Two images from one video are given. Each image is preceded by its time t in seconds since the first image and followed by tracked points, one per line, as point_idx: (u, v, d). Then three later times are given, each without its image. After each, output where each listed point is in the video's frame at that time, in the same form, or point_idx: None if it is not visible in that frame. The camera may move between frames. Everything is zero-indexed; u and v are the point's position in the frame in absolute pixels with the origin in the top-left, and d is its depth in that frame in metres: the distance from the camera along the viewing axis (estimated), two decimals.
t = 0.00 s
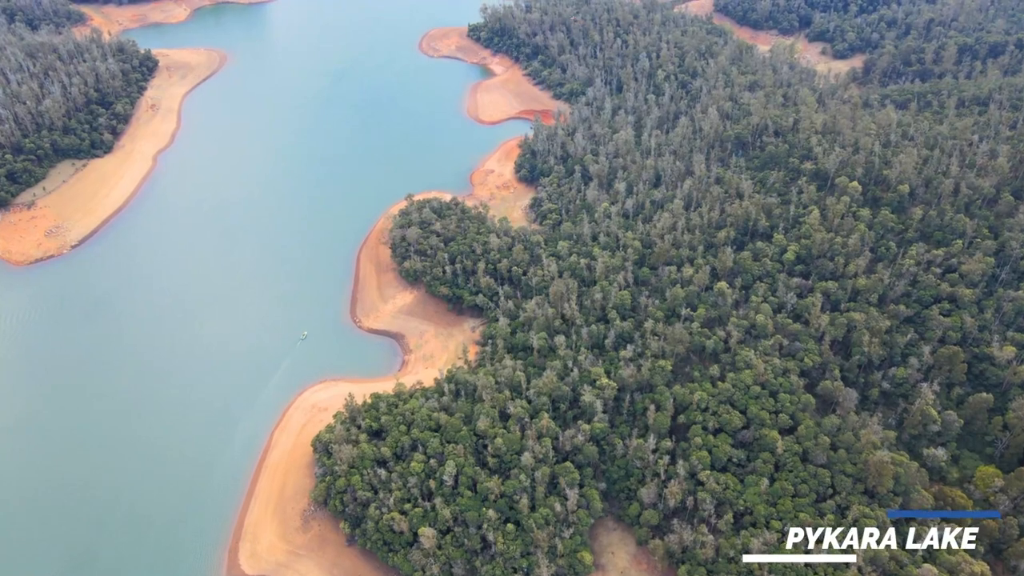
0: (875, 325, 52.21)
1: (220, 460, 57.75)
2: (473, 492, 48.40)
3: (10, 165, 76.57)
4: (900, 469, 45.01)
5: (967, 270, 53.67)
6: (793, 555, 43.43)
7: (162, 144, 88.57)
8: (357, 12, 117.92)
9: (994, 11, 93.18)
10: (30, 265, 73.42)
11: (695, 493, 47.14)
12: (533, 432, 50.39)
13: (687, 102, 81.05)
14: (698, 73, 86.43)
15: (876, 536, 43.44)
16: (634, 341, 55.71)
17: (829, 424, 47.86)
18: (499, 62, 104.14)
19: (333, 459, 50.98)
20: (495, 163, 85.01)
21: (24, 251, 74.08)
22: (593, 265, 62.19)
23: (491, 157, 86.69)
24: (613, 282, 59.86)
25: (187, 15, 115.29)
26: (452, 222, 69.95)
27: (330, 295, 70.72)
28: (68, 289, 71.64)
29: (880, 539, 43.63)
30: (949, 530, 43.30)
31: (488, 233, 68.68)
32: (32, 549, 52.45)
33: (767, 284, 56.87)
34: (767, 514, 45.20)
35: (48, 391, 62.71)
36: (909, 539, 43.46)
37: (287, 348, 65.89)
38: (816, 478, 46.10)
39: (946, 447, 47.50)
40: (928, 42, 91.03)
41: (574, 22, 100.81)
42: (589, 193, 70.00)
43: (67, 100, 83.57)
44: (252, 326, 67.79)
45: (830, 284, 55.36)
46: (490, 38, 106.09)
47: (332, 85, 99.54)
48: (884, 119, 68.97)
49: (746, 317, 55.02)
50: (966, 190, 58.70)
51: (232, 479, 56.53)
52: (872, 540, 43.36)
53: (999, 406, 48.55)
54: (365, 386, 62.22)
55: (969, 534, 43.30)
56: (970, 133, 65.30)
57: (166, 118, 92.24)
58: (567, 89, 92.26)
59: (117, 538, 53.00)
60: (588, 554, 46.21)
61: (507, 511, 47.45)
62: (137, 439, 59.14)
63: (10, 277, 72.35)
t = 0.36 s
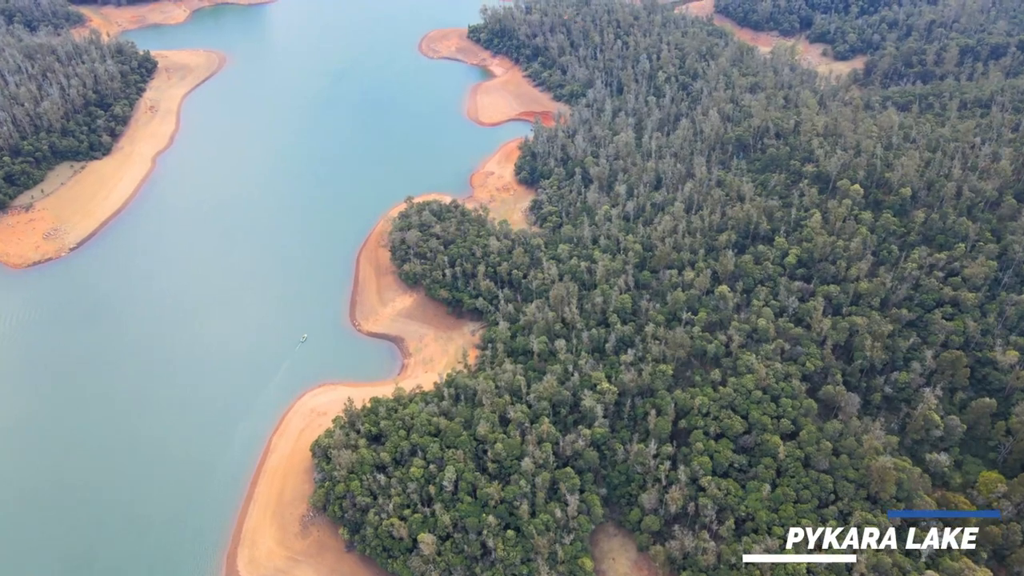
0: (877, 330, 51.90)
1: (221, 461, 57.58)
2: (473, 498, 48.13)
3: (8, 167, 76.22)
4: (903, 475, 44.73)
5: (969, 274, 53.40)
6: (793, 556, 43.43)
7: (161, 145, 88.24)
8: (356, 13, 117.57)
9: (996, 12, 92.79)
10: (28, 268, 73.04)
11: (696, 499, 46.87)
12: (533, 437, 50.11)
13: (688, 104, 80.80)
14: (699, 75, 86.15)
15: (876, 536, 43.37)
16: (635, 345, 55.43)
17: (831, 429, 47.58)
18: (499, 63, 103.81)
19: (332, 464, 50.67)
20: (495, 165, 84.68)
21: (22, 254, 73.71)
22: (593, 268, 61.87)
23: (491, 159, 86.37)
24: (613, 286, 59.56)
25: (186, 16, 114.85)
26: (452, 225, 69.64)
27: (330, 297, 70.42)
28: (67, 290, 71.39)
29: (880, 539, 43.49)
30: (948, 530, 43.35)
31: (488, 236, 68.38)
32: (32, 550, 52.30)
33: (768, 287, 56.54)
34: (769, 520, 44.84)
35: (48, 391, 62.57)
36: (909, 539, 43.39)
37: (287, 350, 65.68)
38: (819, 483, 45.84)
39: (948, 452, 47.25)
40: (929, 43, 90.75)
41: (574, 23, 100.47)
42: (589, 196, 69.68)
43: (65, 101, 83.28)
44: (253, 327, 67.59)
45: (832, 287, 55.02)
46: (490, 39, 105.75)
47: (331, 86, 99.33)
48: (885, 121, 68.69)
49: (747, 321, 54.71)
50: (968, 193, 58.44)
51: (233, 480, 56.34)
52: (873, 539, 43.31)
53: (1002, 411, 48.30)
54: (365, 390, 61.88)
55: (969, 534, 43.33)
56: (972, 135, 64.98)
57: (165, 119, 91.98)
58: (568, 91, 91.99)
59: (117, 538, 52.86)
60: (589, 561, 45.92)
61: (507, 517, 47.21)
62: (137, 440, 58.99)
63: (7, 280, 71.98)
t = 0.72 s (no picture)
0: (880, 343, 51.41)
1: (221, 471, 57.33)
2: (473, 514, 47.65)
3: (7, 178, 75.93)
4: (907, 491, 44.42)
5: (972, 286, 52.99)
6: (792, 556, 43.63)
7: (160, 156, 87.98)
8: (357, 23, 117.68)
9: (996, 22, 92.67)
10: (25, 280, 72.66)
11: (698, 515, 46.37)
12: (533, 452, 49.64)
13: (688, 115, 80.66)
14: (699, 86, 86.02)
15: (876, 536, 43.61)
16: (636, 359, 55.06)
17: (835, 444, 47.09)
18: (499, 73, 103.78)
19: (330, 480, 50.17)
20: (495, 176, 84.43)
21: (20, 266, 73.36)
22: (594, 280, 61.52)
23: (491, 170, 86.14)
24: (614, 298, 59.17)
25: (187, 26, 114.65)
26: (451, 237, 69.30)
27: (329, 309, 70.07)
28: (66, 301, 71.13)
29: (880, 539, 43.73)
30: (948, 530, 43.23)
31: (488, 247, 68.06)
32: (32, 551, 52.48)
33: (770, 300, 56.10)
34: (773, 537, 44.27)
35: (48, 398, 62.57)
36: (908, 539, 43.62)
37: (287, 361, 65.34)
38: (822, 499, 45.35)
39: (953, 467, 46.73)
40: (930, 54, 90.65)
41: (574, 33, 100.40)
42: (589, 207, 69.37)
43: (65, 112, 83.11)
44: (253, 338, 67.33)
45: (834, 300, 54.56)
46: (490, 49, 105.68)
47: (332, 96, 99.33)
48: (887, 133, 68.44)
49: (749, 334, 54.28)
50: (971, 205, 58.10)
51: (232, 491, 56.05)
52: (872, 539, 43.57)
53: (1007, 426, 47.81)
54: (364, 404, 61.42)
55: (969, 534, 43.13)
56: (974, 146, 64.70)
57: (165, 129, 91.84)
58: (568, 101, 91.90)
59: (117, 542, 52.86)
60: None
61: (508, 534, 46.70)
62: (137, 445, 59.03)
63: (5, 291, 71.66)
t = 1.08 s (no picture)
0: (883, 361, 50.97)
1: (222, 481, 57.30)
2: (472, 535, 47.06)
3: (6, 193, 75.71)
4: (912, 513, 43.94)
5: (975, 304, 52.61)
6: (793, 555, 43.65)
7: (160, 172, 87.92)
8: (357, 39, 118.03)
9: (995, 38, 92.78)
10: (22, 296, 72.19)
11: (701, 536, 45.66)
12: (533, 471, 49.12)
13: (688, 130, 80.66)
14: (699, 101, 86.07)
15: (876, 536, 43.85)
16: (637, 377, 54.63)
17: (839, 463, 46.55)
18: (499, 89, 103.97)
19: (328, 500, 49.63)
20: (495, 192, 84.29)
21: (17, 282, 72.90)
22: (594, 297, 61.19)
23: (490, 185, 86.06)
24: (614, 315, 58.81)
25: (187, 41, 114.86)
26: (451, 253, 69.04)
27: (329, 324, 69.84)
28: (65, 315, 70.90)
29: (880, 539, 43.91)
30: (947, 530, 43.38)
31: (488, 263, 67.79)
32: (32, 551, 52.72)
33: (772, 317, 55.72)
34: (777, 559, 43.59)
35: (50, 406, 62.67)
36: (909, 539, 43.45)
37: (288, 375, 65.18)
38: (826, 520, 44.73)
39: (958, 487, 46.18)
40: (929, 69, 90.79)
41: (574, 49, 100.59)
42: (589, 223, 69.17)
43: (65, 128, 83.02)
44: (253, 350, 67.25)
45: (837, 317, 54.17)
46: (490, 64, 105.89)
47: (332, 111, 99.54)
48: (887, 149, 68.32)
49: (751, 351, 53.84)
50: (973, 221, 57.85)
51: (232, 500, 56.11)
52: (872, 539, 43.80)
53: (1012, 445, 47.26)
54: (363, 421, 60.97)
55: (969, 534, 43.28)
56: (975, 162, 64.54)
57: (165, 145, 91.90)
58: (568, 117, 91.98)
59: (117, 544, 53.11)
60: None
61: (507, 555, 46.08)
62: (138, 450, 59.29)
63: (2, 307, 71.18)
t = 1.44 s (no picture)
0: (887, 384, 50.42)
1: (221, 496, 57.22)
2: (472, 561, 46.32)
3: (4, 213, 75.43)
4: (919, 539, 43.29)
5: (979, 325, 52.13)
6: (792, 555, 43.81)
7: (159, 191, 87.76)
8: (358, 58, 118.49)
9: (994, 58, 92.96)
10: (19, 316, 71.74)
11: (705, 563, 44.81)
12: (534, 496, 48.44)
13: (688, 150, 80.62)
14: (699, 121, 86.17)
15: (876, 536, 43.85)
16: (638, 399, 54.05)
17: (843, 488, 45.91)
18: (499, 108, 104.20)
19: (326, 525, 48.94)
20: (495, 211, 84.04)
21: (14, 302, 72.46)
22: (595, 318, 60.77)
23: (490, 205, 85.82)
24: (615, 336, 58.33)
25: (188, 61, 115.21)
26: (451, 273, 68.66)
27: (328, 344, 69.30)
28: (63, 333, 70.59)
29: (880, 539, 43.92)
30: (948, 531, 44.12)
31: (488, 284, 67.45)
32: (32, 551, 53.35)
33: (775, 339, 55.22)
34: None
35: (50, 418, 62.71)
36: (909, 540, 42.87)
37: (287, 393, 64.84)
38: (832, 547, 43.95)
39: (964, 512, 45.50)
40: (928, 89, 91.06)
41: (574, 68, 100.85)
42: (590, 243, 68.89)
43: (64, 147, 82.94)
44: (253, 367, 67.04)
45: (840, 339, 53.67)
46: (490, 83, 106.16)
47: (333, 130, 99.64)
48: (888, 168, 68.18)
49: (753, 373, 53.29)
50: (975, 242, 57.57)
51: (231, 509, 56.35)
52: (873, 539, 43.81)
53: (1019, 468, 46.59)
54: (360, 444, 60.25)
55: (969, 534, 44.21)
56: (976, 182, 64.40)
57: (165, 164, 91.91)
58: (567, 136, 92.04)
59: (116, 546, 53.65)
60: None
61: None
62: (139, 456, 59.82)
63: None
